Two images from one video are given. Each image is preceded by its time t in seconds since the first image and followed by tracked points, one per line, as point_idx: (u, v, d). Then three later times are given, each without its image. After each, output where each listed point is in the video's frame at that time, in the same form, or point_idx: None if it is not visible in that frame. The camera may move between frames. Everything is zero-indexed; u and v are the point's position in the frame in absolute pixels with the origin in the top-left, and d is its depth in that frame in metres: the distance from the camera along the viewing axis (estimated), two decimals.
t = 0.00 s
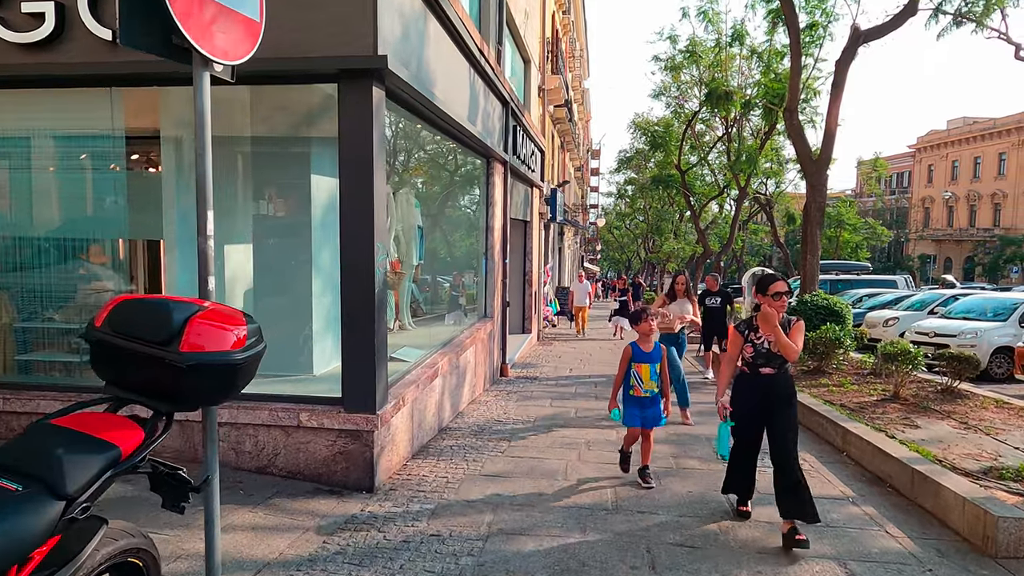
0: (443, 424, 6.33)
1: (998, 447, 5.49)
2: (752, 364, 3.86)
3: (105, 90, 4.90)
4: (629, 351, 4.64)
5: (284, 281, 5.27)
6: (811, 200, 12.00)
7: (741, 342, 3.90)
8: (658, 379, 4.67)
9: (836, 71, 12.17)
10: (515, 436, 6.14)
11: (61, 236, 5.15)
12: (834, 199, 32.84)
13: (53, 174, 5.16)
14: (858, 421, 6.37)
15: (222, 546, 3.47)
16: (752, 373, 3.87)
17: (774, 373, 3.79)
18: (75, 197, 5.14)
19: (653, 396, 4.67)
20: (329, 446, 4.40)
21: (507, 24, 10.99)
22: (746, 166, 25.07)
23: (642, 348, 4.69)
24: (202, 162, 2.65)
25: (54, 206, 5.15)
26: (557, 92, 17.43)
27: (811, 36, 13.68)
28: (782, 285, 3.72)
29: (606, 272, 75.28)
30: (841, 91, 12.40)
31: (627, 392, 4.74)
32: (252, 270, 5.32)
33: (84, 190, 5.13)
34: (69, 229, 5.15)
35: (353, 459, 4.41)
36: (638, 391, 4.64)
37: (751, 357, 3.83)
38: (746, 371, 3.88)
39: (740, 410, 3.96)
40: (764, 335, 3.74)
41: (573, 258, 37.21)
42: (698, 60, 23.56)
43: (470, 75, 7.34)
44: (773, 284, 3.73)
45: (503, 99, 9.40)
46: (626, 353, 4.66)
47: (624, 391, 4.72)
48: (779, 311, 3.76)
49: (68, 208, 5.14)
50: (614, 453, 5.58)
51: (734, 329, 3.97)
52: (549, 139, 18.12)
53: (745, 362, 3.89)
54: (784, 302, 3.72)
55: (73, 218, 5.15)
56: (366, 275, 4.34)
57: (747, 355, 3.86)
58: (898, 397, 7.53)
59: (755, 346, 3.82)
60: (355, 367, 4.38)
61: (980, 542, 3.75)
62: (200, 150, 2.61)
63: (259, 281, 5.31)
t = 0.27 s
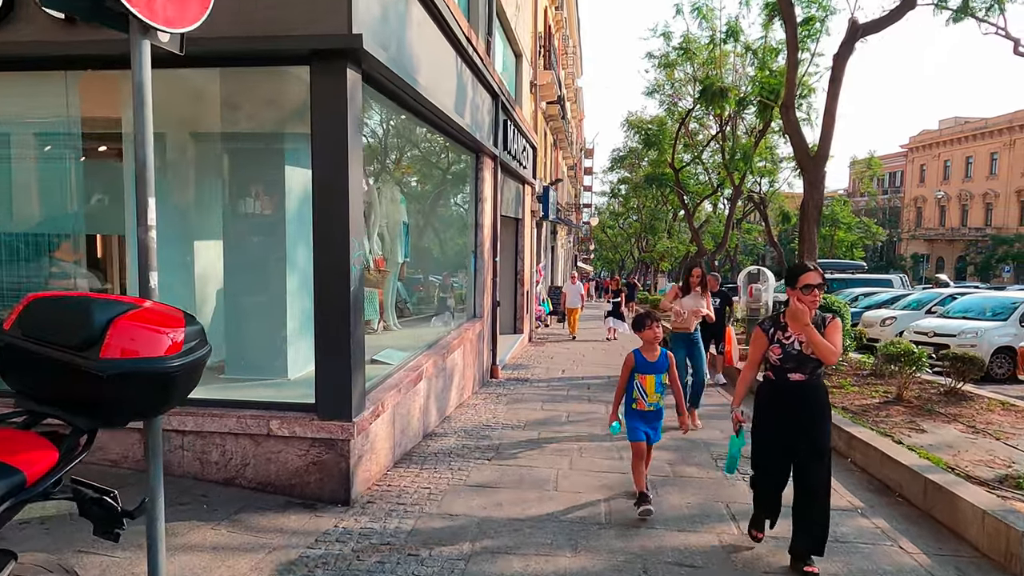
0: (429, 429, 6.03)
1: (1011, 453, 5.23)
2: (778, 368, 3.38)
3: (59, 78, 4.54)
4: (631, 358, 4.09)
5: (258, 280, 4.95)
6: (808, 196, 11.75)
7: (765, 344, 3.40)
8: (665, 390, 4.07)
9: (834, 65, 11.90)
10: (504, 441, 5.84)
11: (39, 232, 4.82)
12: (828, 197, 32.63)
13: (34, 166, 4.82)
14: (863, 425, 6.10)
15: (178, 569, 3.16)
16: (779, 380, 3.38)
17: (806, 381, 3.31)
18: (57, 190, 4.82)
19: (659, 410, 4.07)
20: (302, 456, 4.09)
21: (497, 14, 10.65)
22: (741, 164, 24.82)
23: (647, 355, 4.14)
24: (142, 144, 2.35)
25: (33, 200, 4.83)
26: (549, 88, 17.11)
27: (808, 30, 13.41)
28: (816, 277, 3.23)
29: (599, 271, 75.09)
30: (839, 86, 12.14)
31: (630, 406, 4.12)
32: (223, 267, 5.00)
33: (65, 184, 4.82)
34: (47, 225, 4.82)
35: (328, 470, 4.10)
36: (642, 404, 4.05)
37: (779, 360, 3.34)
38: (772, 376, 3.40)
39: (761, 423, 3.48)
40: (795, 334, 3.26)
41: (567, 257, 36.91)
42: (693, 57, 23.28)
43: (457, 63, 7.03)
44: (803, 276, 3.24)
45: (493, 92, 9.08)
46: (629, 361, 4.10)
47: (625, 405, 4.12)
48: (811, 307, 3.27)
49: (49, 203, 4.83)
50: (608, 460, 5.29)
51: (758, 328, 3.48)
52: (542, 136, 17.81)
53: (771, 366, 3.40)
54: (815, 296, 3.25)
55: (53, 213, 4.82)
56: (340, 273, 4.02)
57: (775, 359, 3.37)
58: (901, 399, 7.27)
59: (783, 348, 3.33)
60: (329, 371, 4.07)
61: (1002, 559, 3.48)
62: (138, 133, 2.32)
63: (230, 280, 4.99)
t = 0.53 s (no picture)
0: (415, 439, 5.71)
1: None
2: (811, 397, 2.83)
3: (8, 62, 4.21)
4: (635, 374, 3.59)
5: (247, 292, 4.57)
6: (808, 194, 11.47)
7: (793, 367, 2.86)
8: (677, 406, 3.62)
9: (834, 61, 11.63)
10: (495, 452, 5.54)
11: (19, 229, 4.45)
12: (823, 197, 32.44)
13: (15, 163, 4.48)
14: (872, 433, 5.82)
15: None
16: (811, 407, 2.82)
17: (843, 409, 2.76)
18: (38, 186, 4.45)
19: (672, 425, 3.61)
20: (275, 474, 3.77)
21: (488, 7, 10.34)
22: (736, 163, 24.56)
23: (651, 367, 3.65)
24: (71, 131, 2.06)
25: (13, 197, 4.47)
26: (543, 85, 16.82)
27: (806, 26, 13.15)
28: (851, 286, 2.72)
29: (594, 271, 74.88)
30: (839, 82, 11.88)
31: (639, 427, 3.60)
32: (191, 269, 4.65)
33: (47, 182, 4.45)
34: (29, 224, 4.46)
35: (302, 489, 3.78)
36: (655, 422, 3.56)
37: (810, 386, 2.80)
38: (801, 404, 2.85)
39: (789, 454, 2.90)
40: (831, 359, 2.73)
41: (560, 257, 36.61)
42: (688, 54, 23.01)
43: (446, 55, 6.73)
44: (837, 287, 2.74)
45: (484, 86, 8.77)
46: (631, 378, 3.59)
47: (634, 427, 3.62)
48: (846, 323, 2.75)
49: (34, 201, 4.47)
50: (605, 474, 4.99)
51: (783, 347, 2.94)
52: (535, 134, 17.50)
53: (801, 391, 2.85)
54: (855, 312, 2.72)
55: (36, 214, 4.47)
56: (314, 276, 3.69)
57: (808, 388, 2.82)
58: (908, 405, 7.00)
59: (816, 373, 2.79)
60: (302, 383, 3.74)
61: None
62: (64, 118, 2.03)
63: (199, 283, 4.64)
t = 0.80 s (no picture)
0: (400, 446, 5.42)
1: None
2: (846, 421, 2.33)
3: None
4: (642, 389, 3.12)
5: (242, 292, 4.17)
6: (809, 191, 11.21)
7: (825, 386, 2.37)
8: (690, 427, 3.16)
9: (834, 55, 11.37)
10: (484, 460, 5.24)
11: None
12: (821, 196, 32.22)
13: None
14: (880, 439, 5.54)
15: None
16: (849, 436, 2.32)
17: (888, 440, 2.26)
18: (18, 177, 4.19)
19: (684, 450, 3.13)
20: (241, 488, 3.47)
21: None
22: (733, 161, 24.31)
23: (663, 381, 3.17)
24: None
25: None
26: (538, 81, 16.52)
27: (806, 20, 12.88)
28: (895, 282, 2.25)
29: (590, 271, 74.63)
30: (840, 77, 11.61)
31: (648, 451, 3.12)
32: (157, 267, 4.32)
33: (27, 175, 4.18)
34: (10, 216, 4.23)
35: (270, 504, 3.47)
36: (663, 447, 3.10)
37: (846, 409, 2.30)
38: (835, 430, 2.36)
39: (824, 489, 2.40)
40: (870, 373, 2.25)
41: (556, 256, 36.34)
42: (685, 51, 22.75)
43: (434, 43, 6.43)
44: (879, 283, 2.27)
45: (475, 78, 8.47)
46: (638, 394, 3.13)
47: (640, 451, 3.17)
48: (887, 328, 2.26)
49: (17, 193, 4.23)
50: (600, 484, 4.71)
51: (810, 360, 2.43)
52: (530, 131, 17.21)
53: (835, 415, 2.34)
54: (898, 315, 2.24)
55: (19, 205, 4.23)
56: (281, 272, 3.37)
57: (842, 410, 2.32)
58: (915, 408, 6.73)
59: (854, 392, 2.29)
60: (269, 389, 3.42)
61: None
62: None
63: (176, 283, 4.30)
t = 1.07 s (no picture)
0: (385, 458, 5.10)
1: None
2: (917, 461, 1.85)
3: None
4: (673, 412, 2.79)
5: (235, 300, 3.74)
6: (812, 189, 10.91)
7: (895, 418, 1.86)
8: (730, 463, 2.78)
9: (838, 48, 11.07)
10: (474, 473, 4.93)
11: None
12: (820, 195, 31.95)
13: None
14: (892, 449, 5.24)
15: None
16: (925, 485, 1.84)
17: (976, 487, 1.81)
18: None
19: (720, 489, 2.78)
20: (202, 512, 3.15)
21: None
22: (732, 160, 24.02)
23: (701, 407, 2.79)
24: None
25: None
26: (533, 77, 16.19)
27: (807, 13, 12.58)
28: (993, 277, 1.80)
29: (587, 271, 74.32)
30: (843, 71, 11.31)
31: (678, 483, 2.80)
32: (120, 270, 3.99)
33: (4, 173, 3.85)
34: None
35: (233, 529, 3.15)
36: (696, 485, 2.76)
37: (924, 449, 1.82)
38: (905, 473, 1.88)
39: (893, 555, 1.90)
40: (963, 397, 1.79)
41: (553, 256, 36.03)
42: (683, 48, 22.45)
43: (421, 31, 6.12)
44: (977, 278, 1.80)
45: (467, 70, 8.15)
46: (668, 418, 2.79)
47: (672, 482, 2.85)
48: (978, 339, 1.80)
49: None
50: (597, 500, 4.40)
51: (872, 381, 1.90)
52: (526, 128, 16.91)
53: (907, 456, 1.85)
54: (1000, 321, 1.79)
55: None
56: (245, 274, 3.04)
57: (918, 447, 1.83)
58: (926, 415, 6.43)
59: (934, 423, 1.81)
60: (233, 405, 3.09)
61: None
62: None
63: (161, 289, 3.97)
